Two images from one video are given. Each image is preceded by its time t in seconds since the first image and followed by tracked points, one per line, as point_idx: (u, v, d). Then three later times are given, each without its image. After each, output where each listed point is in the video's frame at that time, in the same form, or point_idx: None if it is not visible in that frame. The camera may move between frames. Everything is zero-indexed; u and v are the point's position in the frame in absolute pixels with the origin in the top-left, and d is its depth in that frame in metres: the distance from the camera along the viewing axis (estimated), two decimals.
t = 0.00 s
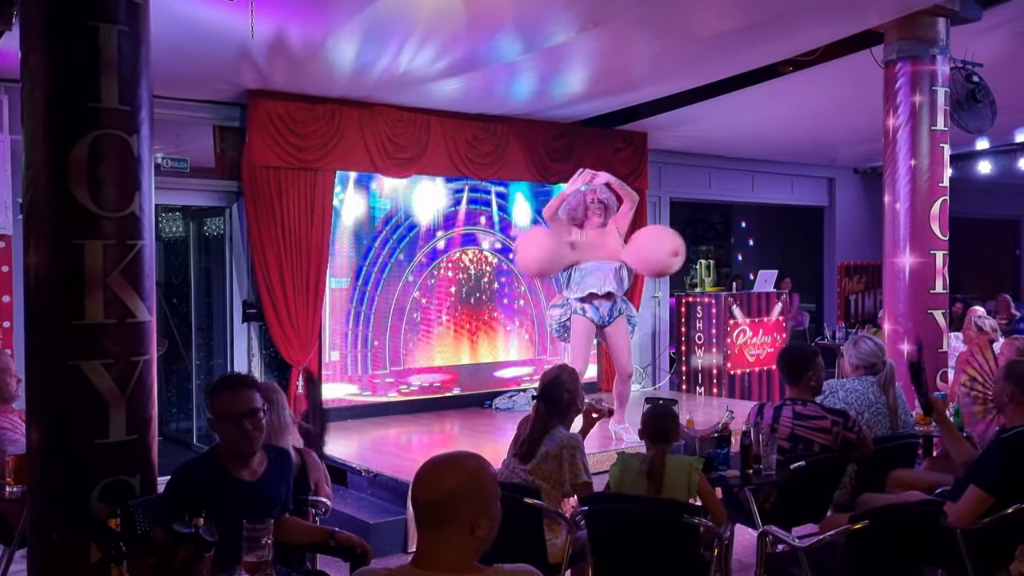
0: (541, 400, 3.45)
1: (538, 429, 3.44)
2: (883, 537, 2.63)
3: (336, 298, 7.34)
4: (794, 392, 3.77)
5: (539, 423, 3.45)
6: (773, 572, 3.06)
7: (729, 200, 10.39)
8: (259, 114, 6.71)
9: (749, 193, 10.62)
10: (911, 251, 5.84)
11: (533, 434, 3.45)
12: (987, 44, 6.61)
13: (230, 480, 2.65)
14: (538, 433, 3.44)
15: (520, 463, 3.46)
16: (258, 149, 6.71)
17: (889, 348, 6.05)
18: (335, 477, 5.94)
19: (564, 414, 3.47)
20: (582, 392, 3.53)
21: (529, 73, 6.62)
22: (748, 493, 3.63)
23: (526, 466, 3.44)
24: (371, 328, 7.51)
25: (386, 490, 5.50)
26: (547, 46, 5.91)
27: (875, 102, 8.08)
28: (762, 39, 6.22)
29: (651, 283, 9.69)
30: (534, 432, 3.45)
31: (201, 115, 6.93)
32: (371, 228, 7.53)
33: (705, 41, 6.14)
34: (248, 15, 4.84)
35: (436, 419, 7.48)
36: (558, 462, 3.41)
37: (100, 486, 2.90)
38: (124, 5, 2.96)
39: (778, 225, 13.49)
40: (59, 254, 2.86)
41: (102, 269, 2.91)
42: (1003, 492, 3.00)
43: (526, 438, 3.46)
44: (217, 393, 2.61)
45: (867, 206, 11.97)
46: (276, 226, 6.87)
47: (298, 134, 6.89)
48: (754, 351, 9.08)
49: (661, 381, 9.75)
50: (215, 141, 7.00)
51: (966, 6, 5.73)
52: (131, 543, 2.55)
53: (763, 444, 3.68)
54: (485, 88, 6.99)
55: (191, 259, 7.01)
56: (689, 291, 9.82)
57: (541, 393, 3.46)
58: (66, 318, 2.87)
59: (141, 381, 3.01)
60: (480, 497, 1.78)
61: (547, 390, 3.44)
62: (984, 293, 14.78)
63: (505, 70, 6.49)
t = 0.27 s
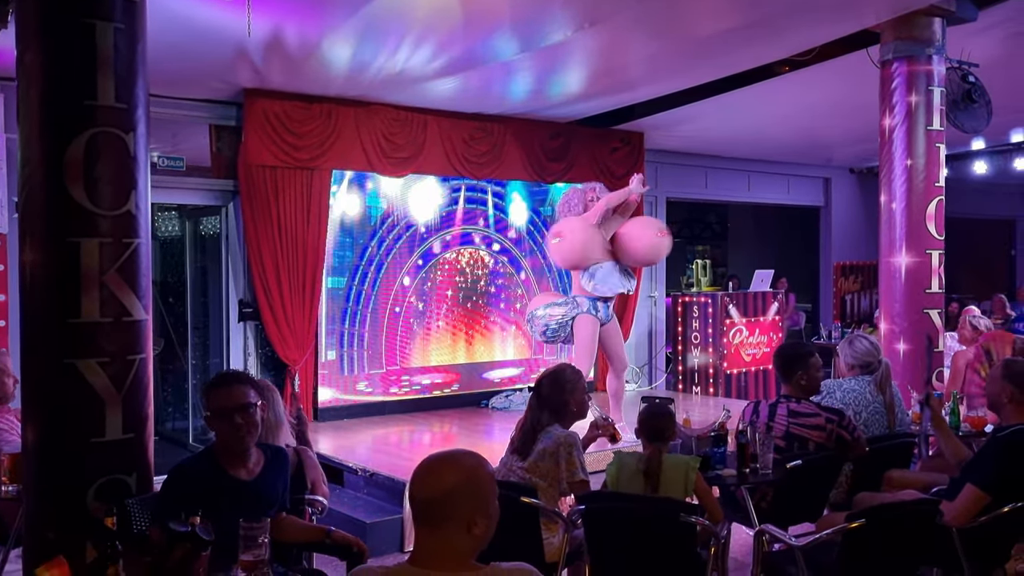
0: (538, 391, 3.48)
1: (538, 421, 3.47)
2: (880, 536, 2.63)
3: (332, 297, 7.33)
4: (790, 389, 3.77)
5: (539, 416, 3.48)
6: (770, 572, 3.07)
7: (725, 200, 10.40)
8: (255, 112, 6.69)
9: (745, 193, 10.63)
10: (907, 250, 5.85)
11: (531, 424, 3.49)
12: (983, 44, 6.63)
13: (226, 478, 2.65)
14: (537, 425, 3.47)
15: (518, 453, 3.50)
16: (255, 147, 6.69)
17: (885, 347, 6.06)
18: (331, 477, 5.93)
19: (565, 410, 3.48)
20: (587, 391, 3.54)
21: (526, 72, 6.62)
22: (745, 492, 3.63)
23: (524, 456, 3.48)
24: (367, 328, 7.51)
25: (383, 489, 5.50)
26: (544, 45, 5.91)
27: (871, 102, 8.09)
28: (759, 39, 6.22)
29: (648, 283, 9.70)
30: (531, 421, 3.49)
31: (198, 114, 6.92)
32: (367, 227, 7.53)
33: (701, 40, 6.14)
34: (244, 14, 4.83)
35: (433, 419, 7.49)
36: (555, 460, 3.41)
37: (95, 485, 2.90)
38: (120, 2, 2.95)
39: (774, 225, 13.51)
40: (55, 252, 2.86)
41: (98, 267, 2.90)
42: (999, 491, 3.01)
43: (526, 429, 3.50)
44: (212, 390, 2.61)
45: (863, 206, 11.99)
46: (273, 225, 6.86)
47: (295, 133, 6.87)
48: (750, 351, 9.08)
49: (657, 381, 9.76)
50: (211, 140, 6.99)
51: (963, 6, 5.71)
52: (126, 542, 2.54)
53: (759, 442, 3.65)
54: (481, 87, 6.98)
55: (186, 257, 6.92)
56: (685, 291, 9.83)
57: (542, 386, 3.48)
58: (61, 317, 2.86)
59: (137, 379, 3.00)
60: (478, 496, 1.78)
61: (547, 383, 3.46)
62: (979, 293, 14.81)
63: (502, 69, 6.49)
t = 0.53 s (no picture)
0: (543, 385, 3.51)
1: (538, 416, 3.49)
2: (876, 535, 2.63)
3: (329, 296, 7.32)
4: (789, 388, 3.75)
5: (540, 411, 3.50)
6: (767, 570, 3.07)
7: (722, 199, 10.40)
8: (252, 111, 6.68)
9: (742, 193, 10.64)
10: (903, 250, 5.85)
11: (535, 417, 3.49)
12: (979, 45, 6.64)
13: (221, 477, 2.65)
14: (537, 420, 3.49)
15: (517, 447, 3.48)
16: (251, 146, 6.68)
17: (881, 347, 6.06)
18: (327, 476, 5.91)
19: (565, 406, 3.50)
20: (588, 390, 3.55)
21: (523, 72, 6.62)
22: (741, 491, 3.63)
23: (523, 450, 3.46)
24: (363, 327, 7.50)
25: (379, 489, 5.51)
26: (541, 44, 5.91)
27: (867, 103, 8.10)
28: (756, 39, 6.22)
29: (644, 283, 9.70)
30: (535, 415, 3.50)
31: (194, 113, 6.91)
32: (364, 226, 7.51)
33: (698, 40, 6.15)
34: (240, 12, 4.82)
35: (431, 418, 7.49)
36: (552, 458, 3.41)
37: (91, 484, 2.89)
38: None
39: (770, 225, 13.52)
40: (50, 250, 2.85)
41: (94, 264, 2.89)
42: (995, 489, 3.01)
43: (525, 424, 3.51)
44: (206, 388, 2.60)
45: (859, 206, 12.00)
46: (269, 224, 6.85)
47: (291, 132, 6.87)
48: (746, 351, 9.10)
49: (654, 381, 9.76)
50: (207, 139, 6.98)
51: (959, 6, 5.73)
52: (122, 541, 2.53)
53: (755, 441, 3.65)
54: (478, 87, 6.98)
55: (184, 258, 6.91)
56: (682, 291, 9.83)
57: (544, 381, 3.51)
58: (56, 315, 2.85)
59: (133, 378, 3.00)
60: (476, 494, 1.78)
61: (550, 377, 3.50)
62: (975, 293, 14.84)
63: (499, 68, 6.49)
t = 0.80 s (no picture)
0: (545, 383, 3.51)
1: (538, 415, 3.49)
2: (873, 535, 2.63)
3: (327, 296, 7.31)
4: (787, 388, 3.77)
5: (540, 409, 3.49)
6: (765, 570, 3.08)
7: (719, 200, 10.41)
8: (249, 110, 6.67)
9: (739, 193, 10.65)
10: (900, 250, 5.86)
11: (535, 415, 3.50)
12: (975, 45, 6.65)
13: (217, 476, 2.64)
14: (537, 418, 3.49)
15: (517, 444, 3.49)
16: (248, 146, 6.67)
17: (878, 347, 6.07)
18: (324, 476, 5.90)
19: (565, 405, 3.49)
20: (589, 390, 3.54)
21: (520, 72, 6.61)
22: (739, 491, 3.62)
23: (523, 447, 3.47)
24: (360, 327, 7.49)
25: (376, 489, 5.50)
26: (539, 44, 5.90)
27: (865, 103, 8.11)
28: (753, 39, 6.23)
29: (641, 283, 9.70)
30: (535, 413, 3.50)
31: (191, 113, 6.90)
32: (361, 226, 7.51)
33: (696, 40, 6.15)
34: (237, 11, 4.80)
35: (428, 418, 7.48)
36: (550, 456, 3.41)
37: (87, 484, 2.88)
38: None
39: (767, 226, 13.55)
40: (46, 249, 2.84)
41: (90, 263, 2.89)
42: (992, 489, 3.01)
43: (526, 423, 3.51)
44: (201, 388, 2.60)
45: (856, 207, 12.02)
46: (266, 224, 6.84)
47: (288, 132, 6.86)
48: (743, 351, 9.10)
49: (651, 381, 9.76)
50: (204, 139, 6.97)
51: (955, 6, 5.74)
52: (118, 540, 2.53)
53: (753, 441, 3.64)
54: (476, 87, 6.98)
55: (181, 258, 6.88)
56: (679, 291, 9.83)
57: (545, 380, 3.52)
58: (52, 314, 2.84)
59: (129, 377, 2.99)
60: (474, 494, 1.77)
61: (551, 376, 3.50)
62: (971, 294, 14.87)
63: (496, 68, 6.48)
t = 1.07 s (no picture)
0: (544, 381, 3.52)
1: (536, 413, 3.49)
2: (872, 534, 2.64)
3: (325, 296, 7.31)
4: (785, 387, 3.78)
5: (538, 407, 3.49)
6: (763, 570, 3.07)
7: (717, 200, 10.42)
8: (247, 110, 6.67)
9: (737, 192, 10.66)
10: (898, 250, 5.87)
11: (533, 413, 3.49)
12: (973, 45, 6.66)
13: (216, 476, 2.64)
14: (535, 416, 3.49)
15: (514, 440, 3.49)
16: (246, 145, 6.67)
17: (876, 347, 6.08)
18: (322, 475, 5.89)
19: (564, 403, 3.50)
20: (588, 390, 3.55)
21: (518, 71, 6.61)
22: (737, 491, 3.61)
23: (520, 445, 3.47)
24: (358, 326, 7.48)
25: (375, 489, 5.49)
26: (537, 43, 5.90)
27: (862, 103, 8.12)
28: (751, 39, 6.23)
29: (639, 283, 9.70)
30: (533, 410, 3.50)
31: (189, 112, 6.89)
32: (359, 226, 7.50)
33: (694, 40, 6.15)
34: (235, 10, 4.79)
35: (425, 417, 7.48)
36: (548, 455, 3.41)
37: (84, 484, 2.88)
38: None
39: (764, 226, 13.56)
40: (44, 248, 2.84)
41: (88, 262, 2.88)
42: (990, 489, 3.01)
43: (523, 420, 3.51)
44: (200, 388, 2.60)
45: (854, 207, 12.04)
46: (264, 223, 6.83)
47: (286, 131, 6.86)
48: (741, 351, 9.10)
49: (649, 381, 9.76)
50: (202, 138, 6.96)
51: (953, 6, 5.74)
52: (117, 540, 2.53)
53: (751, 440, 3.62)
54: (473, 86, 6.98)
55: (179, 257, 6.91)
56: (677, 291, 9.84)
57: (544, 378, 3.52)
58: (50, 313, 2.84)
59: (127, 376, 2.99)
60: (473, 493, 1.78)
61: (550, 375, 3.51)
62: (968, 294, 14.90)
63: (494, 68, 6.48)
